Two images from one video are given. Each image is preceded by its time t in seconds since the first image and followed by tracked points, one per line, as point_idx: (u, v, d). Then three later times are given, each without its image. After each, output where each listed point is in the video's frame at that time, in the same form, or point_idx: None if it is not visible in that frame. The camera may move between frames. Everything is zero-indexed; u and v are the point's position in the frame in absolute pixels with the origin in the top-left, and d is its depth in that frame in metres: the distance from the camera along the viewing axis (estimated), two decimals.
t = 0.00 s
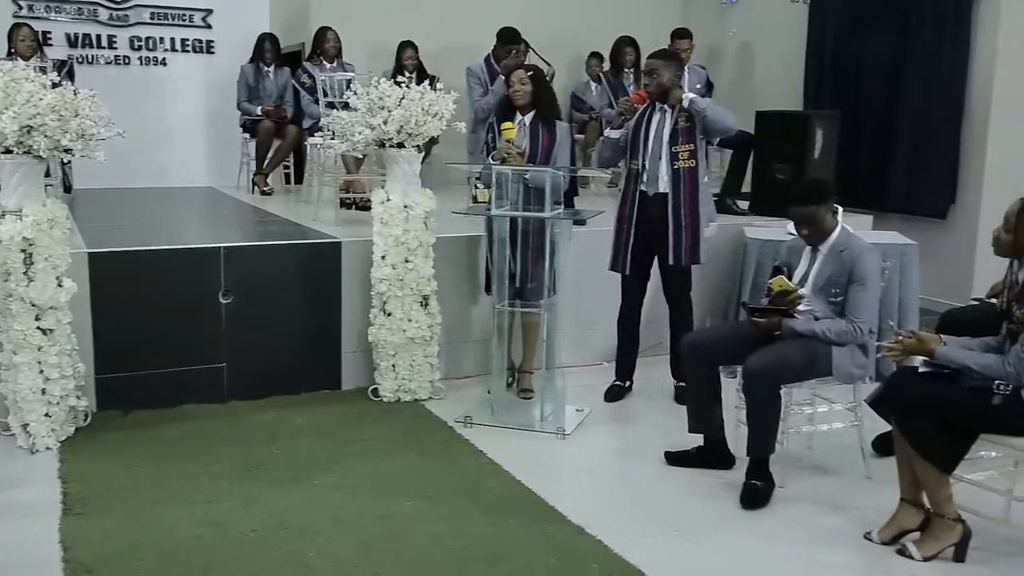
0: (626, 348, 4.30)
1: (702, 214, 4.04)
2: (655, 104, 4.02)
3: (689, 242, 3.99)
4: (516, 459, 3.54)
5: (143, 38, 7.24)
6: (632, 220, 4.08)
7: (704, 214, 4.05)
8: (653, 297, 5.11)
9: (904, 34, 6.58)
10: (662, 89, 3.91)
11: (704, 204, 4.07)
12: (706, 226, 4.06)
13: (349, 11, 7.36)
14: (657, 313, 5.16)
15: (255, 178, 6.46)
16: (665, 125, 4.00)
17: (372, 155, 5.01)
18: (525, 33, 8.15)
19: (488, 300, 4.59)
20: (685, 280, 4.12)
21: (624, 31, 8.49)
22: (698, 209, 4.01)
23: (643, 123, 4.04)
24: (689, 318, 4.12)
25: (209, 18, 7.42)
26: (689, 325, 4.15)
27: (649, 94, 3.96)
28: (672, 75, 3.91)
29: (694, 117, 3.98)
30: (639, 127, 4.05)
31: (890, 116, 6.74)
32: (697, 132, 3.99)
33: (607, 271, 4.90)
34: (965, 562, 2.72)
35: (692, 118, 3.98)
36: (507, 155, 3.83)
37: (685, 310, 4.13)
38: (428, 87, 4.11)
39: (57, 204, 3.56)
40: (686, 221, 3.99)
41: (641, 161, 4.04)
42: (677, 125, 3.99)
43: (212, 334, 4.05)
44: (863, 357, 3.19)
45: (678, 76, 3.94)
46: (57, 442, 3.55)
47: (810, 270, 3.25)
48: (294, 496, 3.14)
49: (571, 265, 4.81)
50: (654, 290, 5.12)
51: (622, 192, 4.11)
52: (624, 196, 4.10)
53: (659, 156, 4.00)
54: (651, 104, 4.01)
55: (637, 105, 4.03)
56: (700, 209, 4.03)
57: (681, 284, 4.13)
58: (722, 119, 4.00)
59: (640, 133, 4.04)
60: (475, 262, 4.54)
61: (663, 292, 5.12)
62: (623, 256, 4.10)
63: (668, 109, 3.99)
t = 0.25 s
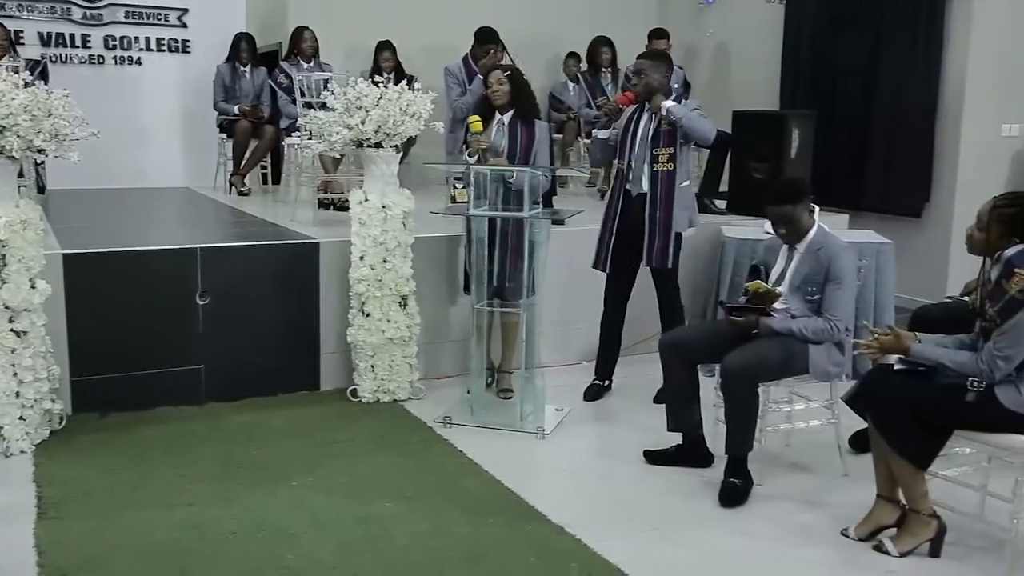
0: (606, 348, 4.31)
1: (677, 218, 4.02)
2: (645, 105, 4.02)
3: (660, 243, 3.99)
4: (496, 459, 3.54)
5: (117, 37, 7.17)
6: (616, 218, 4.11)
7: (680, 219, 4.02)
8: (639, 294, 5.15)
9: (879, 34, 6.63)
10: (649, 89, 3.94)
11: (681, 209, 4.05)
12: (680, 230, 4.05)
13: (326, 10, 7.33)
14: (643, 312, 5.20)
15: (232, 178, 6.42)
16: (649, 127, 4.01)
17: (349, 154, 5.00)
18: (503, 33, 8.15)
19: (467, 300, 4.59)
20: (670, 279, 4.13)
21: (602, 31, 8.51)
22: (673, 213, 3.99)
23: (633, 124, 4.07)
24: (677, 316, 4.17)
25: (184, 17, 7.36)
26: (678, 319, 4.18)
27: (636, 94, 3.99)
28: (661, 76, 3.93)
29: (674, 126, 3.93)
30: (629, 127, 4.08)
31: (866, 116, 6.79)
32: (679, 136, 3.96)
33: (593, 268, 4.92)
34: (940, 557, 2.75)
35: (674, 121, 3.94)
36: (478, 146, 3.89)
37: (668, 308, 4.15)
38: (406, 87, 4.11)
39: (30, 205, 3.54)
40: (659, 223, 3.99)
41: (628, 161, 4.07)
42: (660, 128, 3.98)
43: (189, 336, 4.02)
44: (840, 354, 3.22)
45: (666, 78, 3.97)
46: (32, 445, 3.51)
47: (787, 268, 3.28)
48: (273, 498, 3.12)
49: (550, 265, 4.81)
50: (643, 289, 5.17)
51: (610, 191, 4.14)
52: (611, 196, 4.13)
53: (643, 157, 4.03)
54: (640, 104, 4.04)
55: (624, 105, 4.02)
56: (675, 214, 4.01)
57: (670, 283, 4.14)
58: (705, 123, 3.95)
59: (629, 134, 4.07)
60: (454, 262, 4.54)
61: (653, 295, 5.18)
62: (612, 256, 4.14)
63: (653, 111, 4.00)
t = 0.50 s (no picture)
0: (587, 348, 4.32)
1: (667, 218, 4.04)
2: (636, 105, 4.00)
3: (648, 244, 4.03)
4: (477, 459, 3.53)
5: (94, 37, 7.11)
6: (609, 218, 4.14)
7: (669, 219, 4.05)
8: (626, 292, 5.17)
9: (856, 35, 6.68)
10: (639, 91, 3.93)
11: (670, 209, 4.07)
12: (670, 231, 4.07)
13: (306, 10, 7.31)
14: (629, 311, 5.22)
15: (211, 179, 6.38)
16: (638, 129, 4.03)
17: (329, 155, 4.98)
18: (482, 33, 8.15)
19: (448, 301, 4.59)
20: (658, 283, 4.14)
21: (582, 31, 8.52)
22: (661, 214, 4.03)
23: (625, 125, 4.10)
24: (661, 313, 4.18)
25: (162, 17, 7.31)
26: (663, 317, 4.19)
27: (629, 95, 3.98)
28: (652, 78, 3.92)
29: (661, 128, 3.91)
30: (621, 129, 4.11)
31: (844, 116, 6.84)
32: (665, 138, 3.98)
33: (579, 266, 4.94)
34: (918, 554, 2.77)
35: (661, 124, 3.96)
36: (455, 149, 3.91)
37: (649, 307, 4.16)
38: (386, 87, 4.11)
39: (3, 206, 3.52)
40: (647, 225, 4.01)
41: (619, 161, 4.10)
42: (648, 130, 3.99)
43: (168, 338, 3.99)
44: (818, 353, 3.24)
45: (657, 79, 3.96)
46: (9, 449, 3.47)
47: (767, 267, 3.29)
48: (253, 501, 3.11)
49: (530, 265, 4.82)
50: (632, 289, 5.20)
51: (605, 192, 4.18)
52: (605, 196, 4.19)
53: (632, 158, 4.04)
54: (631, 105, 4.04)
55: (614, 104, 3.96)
56: (664, 215, 4.04)
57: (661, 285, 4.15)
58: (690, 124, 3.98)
59: (621, 135, 4.11)
60: (435, 263, 4.53)
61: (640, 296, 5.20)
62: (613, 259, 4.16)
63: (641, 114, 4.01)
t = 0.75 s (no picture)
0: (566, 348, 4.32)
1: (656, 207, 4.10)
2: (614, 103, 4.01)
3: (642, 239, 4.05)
4: (456, 460, 3.53)
5: (67, 36, 7.04)
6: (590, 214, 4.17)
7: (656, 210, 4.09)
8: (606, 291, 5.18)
9: (831, 35, 6.73)
10: (620, 90, 3.94)
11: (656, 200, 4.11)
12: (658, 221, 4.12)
13: (282, 10, 7.27)
14: (609, 311, 5.24)
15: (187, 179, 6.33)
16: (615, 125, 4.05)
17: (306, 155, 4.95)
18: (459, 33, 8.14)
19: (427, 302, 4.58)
20: (637, 280, 4.16)
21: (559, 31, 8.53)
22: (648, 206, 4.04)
23: (606, 125, 4.08)
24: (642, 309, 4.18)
25: (136, 16, 7.25)
26: (642, 317, 4.20)
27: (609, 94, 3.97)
28: (631, 76, 3.94)
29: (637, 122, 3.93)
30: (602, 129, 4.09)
31: (819, 116, 6.90)
32: (641, 131, 3.99)
33: (559, 265, 4.96)
34: (893, 549, 2.80)
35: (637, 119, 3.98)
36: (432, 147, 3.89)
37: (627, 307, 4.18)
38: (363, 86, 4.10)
39: None
40: (637, 219, 4.04)
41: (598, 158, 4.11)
42: (626, 126, 4.01)
43: (144, 339, 3.96)
44: (795, 351, 3.28)
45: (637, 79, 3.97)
46: None
47: (743, 266, 3.32)
48: (230, 503, 3.09)
49: (509, 265, 4.82)
50: (613, 290, 5.22)
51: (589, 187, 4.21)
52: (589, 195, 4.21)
53: (611, 155, 4.04)
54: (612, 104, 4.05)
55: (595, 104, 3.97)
56: (653, 207, 4.08)
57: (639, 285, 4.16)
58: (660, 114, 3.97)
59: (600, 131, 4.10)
60: (414, 264, 4.53)
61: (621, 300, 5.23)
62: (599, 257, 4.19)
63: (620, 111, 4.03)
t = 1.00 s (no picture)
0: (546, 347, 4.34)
1: (616, 207, 4.08)
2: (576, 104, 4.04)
3: (604, 238, 4.04)
4: (434, 460, 3.52)
5: (37, 34, 6.95)
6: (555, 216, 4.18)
7: (619, 208, 4.09)
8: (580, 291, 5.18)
9: (805, 36, 6.78)
10: (585, 89, 3.96)
11: (620, 199, 4.10)
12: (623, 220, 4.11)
13: (256, 9, 7.23)
14: (585, 311, 5.25)
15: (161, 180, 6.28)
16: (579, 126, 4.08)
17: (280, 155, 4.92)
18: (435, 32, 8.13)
19: (405, 302, 4.57)
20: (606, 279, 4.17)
21: (535, 30, 8.53)
22: (609, 205, 4.05)
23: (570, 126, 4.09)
24: (614, 307, 4.20)
25: (108, 14, 7.18)
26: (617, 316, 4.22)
27: (575, 94, 3.99)
28: (596, 76, 3.96)
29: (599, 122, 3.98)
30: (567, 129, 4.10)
31: (793, 115, 6.95)
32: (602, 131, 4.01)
33: (534, 264, 4.96)
34: (867, 545, 2.83)
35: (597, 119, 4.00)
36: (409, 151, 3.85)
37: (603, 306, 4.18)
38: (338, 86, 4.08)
39: None
40: (597, 219, 4.04)
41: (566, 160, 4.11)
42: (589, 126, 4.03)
43: (117, 342, 3.92)
44: (770, 350, 3.32)
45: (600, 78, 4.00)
46: None
47: (719, 265, 3.34)
48: (206, 506, 3.07)
49: (486, 264, 4.81)
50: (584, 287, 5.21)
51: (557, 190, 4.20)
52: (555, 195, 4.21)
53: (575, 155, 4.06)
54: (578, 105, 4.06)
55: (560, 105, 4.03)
56: (612, 206, 4.07)
57: (608, 282, 4.18)
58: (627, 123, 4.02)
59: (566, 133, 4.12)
60: (391, 264, 4.51)
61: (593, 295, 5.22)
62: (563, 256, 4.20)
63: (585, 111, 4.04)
